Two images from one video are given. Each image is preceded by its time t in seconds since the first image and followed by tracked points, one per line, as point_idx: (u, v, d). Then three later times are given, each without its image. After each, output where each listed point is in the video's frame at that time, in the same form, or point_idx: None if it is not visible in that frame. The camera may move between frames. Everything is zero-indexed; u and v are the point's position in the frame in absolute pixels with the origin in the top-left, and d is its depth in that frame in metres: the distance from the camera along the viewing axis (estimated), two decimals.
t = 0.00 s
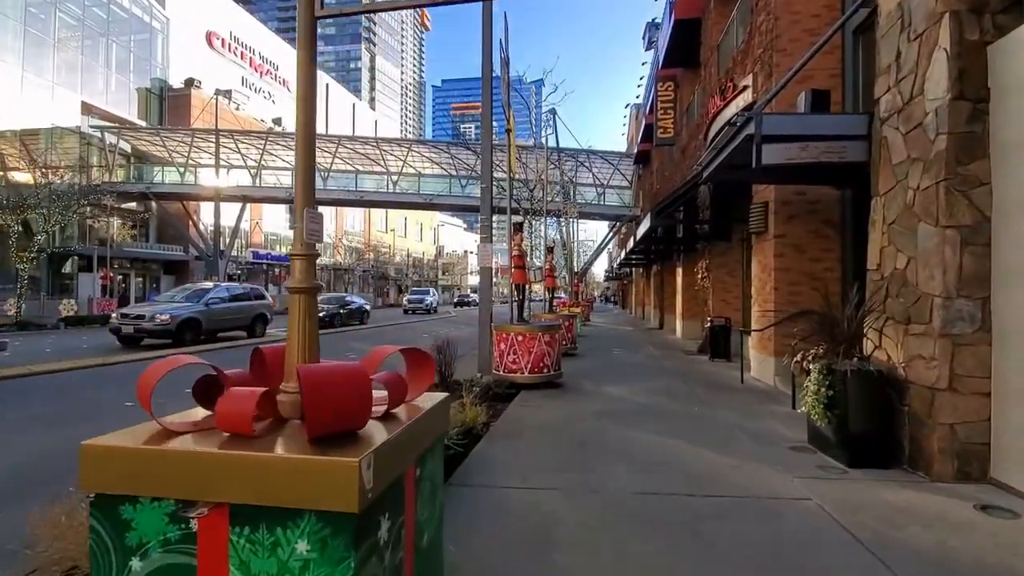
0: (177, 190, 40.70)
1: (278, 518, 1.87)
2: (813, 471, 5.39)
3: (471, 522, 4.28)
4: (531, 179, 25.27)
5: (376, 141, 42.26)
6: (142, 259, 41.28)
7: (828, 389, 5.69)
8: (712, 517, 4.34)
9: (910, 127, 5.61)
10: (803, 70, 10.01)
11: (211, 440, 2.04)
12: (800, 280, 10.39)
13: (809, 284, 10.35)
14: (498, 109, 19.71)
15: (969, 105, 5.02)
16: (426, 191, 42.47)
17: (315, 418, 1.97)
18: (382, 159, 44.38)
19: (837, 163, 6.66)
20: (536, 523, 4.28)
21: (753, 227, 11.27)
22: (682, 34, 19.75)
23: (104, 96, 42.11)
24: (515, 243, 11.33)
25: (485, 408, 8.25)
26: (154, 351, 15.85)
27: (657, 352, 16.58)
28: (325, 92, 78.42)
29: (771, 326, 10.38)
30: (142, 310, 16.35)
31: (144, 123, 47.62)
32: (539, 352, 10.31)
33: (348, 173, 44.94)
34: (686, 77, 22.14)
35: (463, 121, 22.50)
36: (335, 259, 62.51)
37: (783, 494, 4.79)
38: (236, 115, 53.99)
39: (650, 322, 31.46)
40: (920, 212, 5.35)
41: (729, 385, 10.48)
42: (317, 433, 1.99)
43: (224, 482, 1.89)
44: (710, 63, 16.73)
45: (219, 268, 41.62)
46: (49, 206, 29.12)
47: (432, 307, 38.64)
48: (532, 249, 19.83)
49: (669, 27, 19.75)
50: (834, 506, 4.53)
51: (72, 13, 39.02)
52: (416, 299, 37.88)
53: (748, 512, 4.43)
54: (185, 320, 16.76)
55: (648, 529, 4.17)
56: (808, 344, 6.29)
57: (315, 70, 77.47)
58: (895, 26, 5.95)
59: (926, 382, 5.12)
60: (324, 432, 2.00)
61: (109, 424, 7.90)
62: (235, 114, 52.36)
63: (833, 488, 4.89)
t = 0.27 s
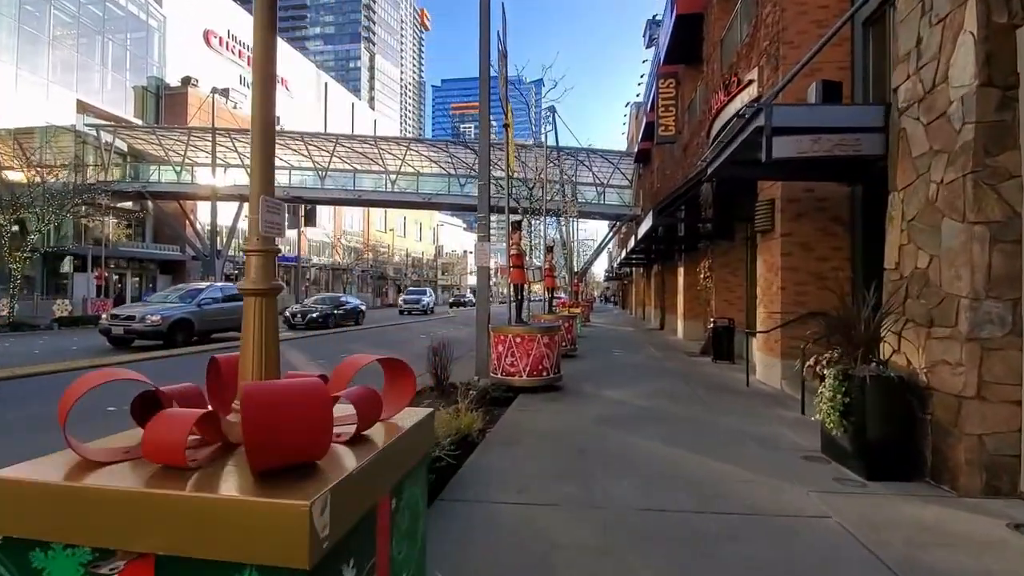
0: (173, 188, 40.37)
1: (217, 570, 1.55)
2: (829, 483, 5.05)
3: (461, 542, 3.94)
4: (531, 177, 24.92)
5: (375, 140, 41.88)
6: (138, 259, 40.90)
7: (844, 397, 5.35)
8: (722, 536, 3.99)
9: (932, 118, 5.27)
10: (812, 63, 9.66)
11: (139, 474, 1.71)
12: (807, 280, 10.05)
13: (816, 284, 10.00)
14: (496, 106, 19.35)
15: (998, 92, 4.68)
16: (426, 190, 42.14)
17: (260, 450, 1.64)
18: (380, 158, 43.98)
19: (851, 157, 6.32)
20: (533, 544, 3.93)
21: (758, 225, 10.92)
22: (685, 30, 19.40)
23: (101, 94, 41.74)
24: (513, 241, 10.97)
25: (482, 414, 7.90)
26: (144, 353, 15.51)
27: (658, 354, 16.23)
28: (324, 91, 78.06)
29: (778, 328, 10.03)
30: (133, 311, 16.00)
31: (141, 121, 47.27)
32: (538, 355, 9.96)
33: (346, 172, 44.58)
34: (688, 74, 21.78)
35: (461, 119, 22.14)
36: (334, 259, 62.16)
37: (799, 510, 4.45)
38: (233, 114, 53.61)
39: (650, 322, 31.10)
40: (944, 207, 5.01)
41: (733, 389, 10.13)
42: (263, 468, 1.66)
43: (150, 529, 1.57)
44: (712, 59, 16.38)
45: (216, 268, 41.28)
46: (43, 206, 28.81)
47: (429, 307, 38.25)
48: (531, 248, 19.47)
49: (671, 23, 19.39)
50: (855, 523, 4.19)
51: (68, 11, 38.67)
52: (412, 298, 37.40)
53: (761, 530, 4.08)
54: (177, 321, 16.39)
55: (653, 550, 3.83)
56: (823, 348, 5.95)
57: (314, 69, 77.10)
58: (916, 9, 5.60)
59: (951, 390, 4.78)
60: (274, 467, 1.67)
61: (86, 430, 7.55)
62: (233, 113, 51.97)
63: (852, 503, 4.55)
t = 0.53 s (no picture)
0: (169, 188, 40.07)
1: None
2: (848, 495, 4.74)
3: (453, 562, 3.63)
4: (530, 176, 24.61)
5: (373, 139, 41.56)
6: (134, 259, 40.52)
7: (860, 403, 5.04)
8: (738, 556, 3.68)
9: (955, 105, 4.97)
10: (820, 55, 9.35)
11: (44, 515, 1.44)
12: (815, 279, 9.75)
13: (825, 284, 9.70)
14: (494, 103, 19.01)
15: None
16: (425, 190, 41.84)
17: (179, 478, 1.38)
18: (378, 157, 43.59)
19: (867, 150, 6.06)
20: (531, 564, 3.62)
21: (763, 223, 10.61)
22: (686, 26, 19.09)
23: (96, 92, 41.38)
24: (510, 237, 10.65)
25: (478, 418, 7.58)
26: (135, 354, 15.20)
27: (659, 355, 15.90)
28: (323, 91, 77.75)
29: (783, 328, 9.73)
30: (123, 312, 15.69)
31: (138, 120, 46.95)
32: (538, 356, 9.64)
33: (344, 171, 44.26)
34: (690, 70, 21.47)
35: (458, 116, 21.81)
36: (332, 259, 61.86)
37: (817, 526, 4.14)
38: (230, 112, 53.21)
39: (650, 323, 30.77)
40: (970, 201, 4.70)
41: (739, 391, 9.83)
42: (189, 504, 1.41)
43: None
44: (715, 54, 16.05)
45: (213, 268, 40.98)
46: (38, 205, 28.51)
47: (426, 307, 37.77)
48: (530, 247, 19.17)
49: (672, 18, 19.08)
50: (880, 541, 3.89)
51: (64, 9, 38.33)
52: (408, 298, 36.83)
53: (779, 549, 3.78)
54: (169, 321, 16.07)
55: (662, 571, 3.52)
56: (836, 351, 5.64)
57: (313, 68, 76.77)
58: None
59: (979, 396, 4.48)
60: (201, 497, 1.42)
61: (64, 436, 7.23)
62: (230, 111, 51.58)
63: (875, 519, 4.24)
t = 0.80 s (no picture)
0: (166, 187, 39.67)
1: None
2: (869, 509, 4.42)
3: None
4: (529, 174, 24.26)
5: (371, 137, 41.15)
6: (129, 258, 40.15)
7: (880, 409, 4.73)
8: None
9: (982, 90, 4.63)
10: (829, 45, 9.01)
11: None
12: (823, 278, 9.41)
13: (833, 282, 9.37)
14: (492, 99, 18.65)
15: None
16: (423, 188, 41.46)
17: (59, 514, 1.43)
18: (376, 156, 43.22)
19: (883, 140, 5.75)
20: None
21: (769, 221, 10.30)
22: (688, 21, 18.75)
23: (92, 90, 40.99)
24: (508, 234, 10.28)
25: (474, 422, 7.27)
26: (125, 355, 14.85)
27: (661, 356, 15.58)
28: (321, 90, 77.30)
29: (791, 329, 9.41)
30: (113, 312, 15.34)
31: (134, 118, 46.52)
32: (537, 357, 9.32)
33: (342, 169, 43.85)
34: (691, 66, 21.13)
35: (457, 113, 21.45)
36: (331, 259, 61.44)
37: (838, 544, 3.82)
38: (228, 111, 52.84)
39: (651, 323, 30.41)
40: (1000, 192, 4.37)
41: (744, 394, 9.50)
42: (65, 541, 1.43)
43: None
44: (718, 49, 15.71)
45: (210, 267, 40.55)
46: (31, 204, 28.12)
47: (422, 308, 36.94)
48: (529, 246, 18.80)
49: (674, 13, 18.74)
50: (908, 562, 3.56)
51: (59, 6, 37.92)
52: (403, 299, 35.98)
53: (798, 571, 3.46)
54: (160, 321, 15.76)
55: None
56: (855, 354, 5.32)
57: (311, 67, 76.40)
58: None
59: (1012, 403, 4.14)
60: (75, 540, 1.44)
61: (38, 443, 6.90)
62: (228, 109, 51.20)
63: (899, 536, 3.92)
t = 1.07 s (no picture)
0: (162, 186, 39.32)
1: None
2: (895, 530, 4.07)
3: None
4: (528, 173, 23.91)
5: (369, 136, 40.79)
6: (125, 258, 39.80)
7: (903, 419, 4.39)
8: None
9: (1014, 77, 4.28)
10: (840, 36, 8.65)
11: None
12: (833, 278, 9.06)
13: (844, 283, 9.01)
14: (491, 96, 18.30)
15: None
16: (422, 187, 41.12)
17: None
18: (374, 155, 42.85)
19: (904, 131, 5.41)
20: None
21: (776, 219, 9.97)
22: (690, 16, 18.39)
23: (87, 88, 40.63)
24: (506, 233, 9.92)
25: (469, 429, 6.94)
26: (115, 357, 14.50)
27: (663, 357, 15.26)
28: (320, 89, 76.98)
29: (799, 331, 9.08)
30: (102, 312, 14.99)
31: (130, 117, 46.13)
32: (536, 359, 8.98)
33: (340, 168, 43.49)
34: (694, 63, 20.75)
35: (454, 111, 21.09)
36: (330, 258, 61.10)
37: (866, 572, 3.48)
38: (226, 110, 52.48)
39: (653, 323, 30.05)
40: None
41: (751, 399, 9.14)
42: None
43: None
44: (721, 44, 15.35)
45: (207, 267, 40.16)
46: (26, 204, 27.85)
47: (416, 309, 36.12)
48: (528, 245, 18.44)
49: (676, 8, 18.39)
50: None
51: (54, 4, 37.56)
52: (397, 300, 35.20)
53: None
54: (150, 322, 15.42)
55: None
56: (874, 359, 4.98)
57: (310, 65, 76.03)
58: None
59: None
60: None
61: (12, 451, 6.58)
62: (225, 108, 50.82)
63: (930, 562, 3.59)
